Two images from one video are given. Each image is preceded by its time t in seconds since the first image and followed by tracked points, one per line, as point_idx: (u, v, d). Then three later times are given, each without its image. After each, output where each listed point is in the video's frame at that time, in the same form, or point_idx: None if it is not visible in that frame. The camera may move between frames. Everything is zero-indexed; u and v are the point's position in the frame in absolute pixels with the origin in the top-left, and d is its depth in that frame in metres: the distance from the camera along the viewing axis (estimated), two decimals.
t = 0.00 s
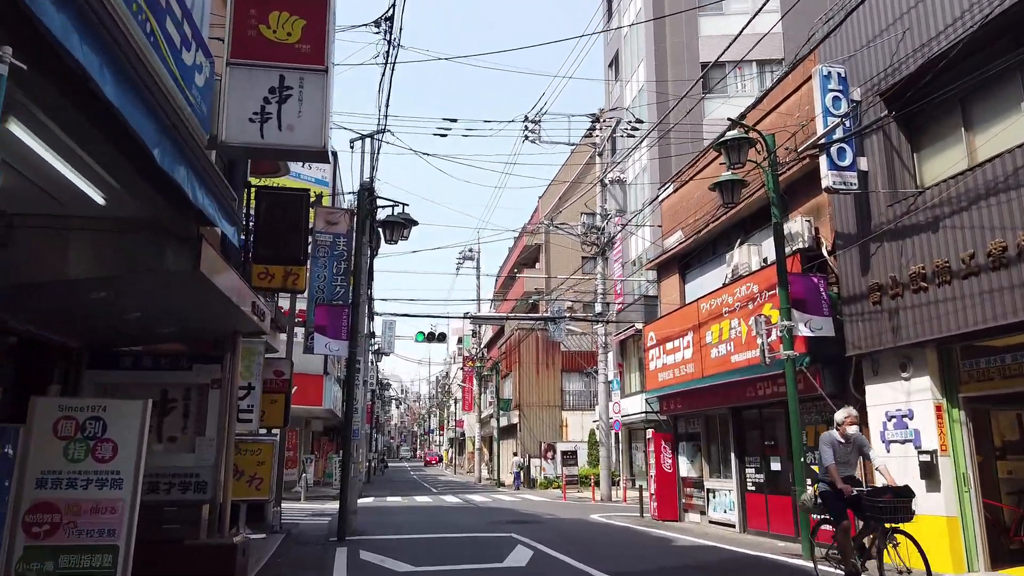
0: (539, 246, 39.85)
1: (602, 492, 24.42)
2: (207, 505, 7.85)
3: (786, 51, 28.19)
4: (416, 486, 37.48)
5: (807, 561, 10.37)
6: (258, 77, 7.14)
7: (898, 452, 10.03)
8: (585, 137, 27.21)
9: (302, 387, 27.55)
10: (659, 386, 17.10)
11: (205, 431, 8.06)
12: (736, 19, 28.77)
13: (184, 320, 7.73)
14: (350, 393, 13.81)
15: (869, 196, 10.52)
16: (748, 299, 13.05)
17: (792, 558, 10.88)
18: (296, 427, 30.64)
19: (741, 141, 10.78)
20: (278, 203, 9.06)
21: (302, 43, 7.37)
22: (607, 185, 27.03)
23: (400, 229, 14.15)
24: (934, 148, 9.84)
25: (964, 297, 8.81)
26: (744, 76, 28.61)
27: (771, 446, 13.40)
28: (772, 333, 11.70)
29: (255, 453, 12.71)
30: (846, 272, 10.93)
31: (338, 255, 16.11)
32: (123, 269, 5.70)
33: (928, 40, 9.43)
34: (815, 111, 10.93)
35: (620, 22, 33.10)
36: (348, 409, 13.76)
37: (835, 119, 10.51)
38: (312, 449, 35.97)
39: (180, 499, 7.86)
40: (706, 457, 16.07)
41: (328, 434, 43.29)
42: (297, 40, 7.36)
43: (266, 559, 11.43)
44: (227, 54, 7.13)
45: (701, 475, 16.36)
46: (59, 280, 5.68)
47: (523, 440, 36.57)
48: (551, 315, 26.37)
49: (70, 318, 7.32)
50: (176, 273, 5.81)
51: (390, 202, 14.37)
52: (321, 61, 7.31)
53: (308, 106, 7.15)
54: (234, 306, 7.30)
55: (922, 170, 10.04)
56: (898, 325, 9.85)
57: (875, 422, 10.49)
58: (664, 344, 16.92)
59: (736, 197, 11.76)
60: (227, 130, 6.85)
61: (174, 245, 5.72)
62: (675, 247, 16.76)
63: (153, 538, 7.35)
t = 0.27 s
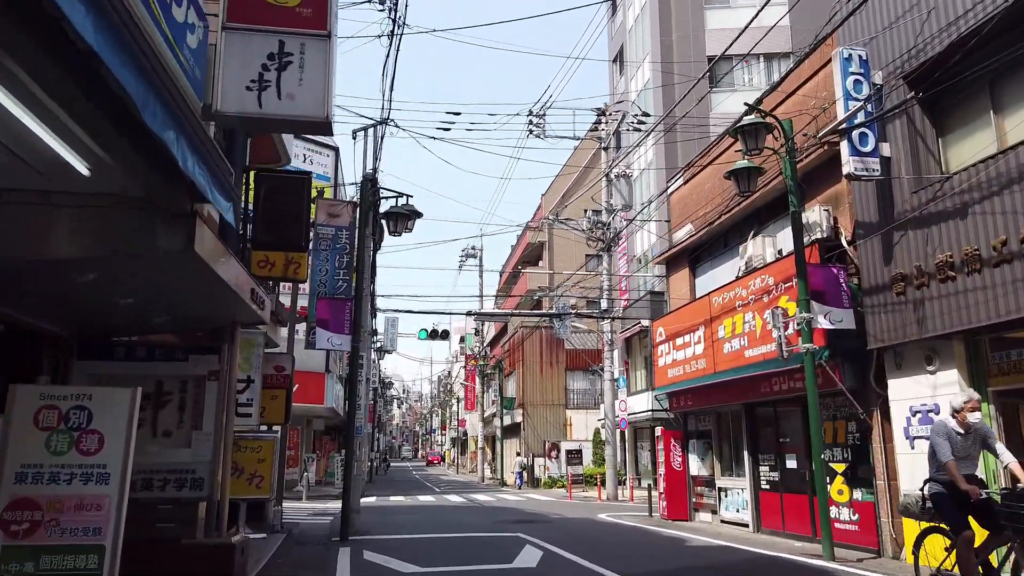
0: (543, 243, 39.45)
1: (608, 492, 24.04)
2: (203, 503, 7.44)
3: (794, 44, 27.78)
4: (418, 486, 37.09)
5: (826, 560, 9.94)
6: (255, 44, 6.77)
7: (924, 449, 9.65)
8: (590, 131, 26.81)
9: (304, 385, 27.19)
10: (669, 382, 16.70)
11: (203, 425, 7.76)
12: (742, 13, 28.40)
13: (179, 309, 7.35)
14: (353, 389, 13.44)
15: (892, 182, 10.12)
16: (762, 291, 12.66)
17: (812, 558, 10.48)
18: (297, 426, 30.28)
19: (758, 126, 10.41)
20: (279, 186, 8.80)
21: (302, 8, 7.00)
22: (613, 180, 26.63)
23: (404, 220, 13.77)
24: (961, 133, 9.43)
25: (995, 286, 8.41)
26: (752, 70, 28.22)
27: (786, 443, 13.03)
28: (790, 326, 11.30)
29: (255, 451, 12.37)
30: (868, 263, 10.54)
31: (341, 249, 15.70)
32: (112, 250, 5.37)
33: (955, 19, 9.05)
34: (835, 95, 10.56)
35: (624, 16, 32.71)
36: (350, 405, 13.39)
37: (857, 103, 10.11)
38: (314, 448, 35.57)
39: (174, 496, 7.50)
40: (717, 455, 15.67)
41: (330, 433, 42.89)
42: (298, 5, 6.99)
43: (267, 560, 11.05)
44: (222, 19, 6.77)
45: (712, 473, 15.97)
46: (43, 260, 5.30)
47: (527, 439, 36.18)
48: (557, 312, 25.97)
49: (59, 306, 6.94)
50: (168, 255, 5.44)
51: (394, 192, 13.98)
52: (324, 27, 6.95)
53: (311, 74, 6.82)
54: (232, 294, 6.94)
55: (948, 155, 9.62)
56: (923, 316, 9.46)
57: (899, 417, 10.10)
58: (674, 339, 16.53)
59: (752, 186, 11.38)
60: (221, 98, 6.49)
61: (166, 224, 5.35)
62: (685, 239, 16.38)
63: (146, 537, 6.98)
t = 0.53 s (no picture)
0: (545, 242, 39.05)
1: (613, 494, 23.68)
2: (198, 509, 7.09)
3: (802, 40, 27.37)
4: (420, 487, 36.69)
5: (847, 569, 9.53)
6: (253, 16, 6.41)
7: (950, 452, 9.26)
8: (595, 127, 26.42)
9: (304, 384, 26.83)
10: (677, 382, 16.32)
11: (197, 427, 7.38)
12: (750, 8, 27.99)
13: (172, 304, 6.97)
14: (355, 389, 13.07)
15: (915, 174, 9.74)
16: (777, 288, 12.29)
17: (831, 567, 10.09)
18: (298, 426, 29.92)
19: (776, 116, 10.02)
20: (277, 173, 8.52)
21: None
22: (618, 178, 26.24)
23: (408, 215, 13.40)
24: (988, 122, 9.06)
25: None
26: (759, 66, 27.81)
27: (800, 445, 12.65)
28: (807, 324, 10.91)
29: (254, 452, 11.98)
30: (890, 258, 10.16)
31: (342, 245, 15.31)
32: (98, 238, 5.00)
33: (983, 3, 8.69)
34: (856, 84, 10.18)
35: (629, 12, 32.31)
36: (352, 405, 13.01)
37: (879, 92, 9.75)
38: (314, 448, 35.18)
39: (167, 502, 7.14)
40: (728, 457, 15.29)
41: (330, 433, 42.52)
42: None
43: (266, 566, 10.67)
44: None
45: (723, 475, 15.59)
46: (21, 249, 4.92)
47: (530, 439, 35.81)
48: (561, 311, 25.58)
49: (44, 300, 6.57)
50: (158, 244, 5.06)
51: (397, 187, 13.60)
52: None
53: (311, 47, 6.44)
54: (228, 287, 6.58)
55: (974, 146, 9.26)
56: (950, 314, 9.08)
57: (923, 418, 9.72)
58: (683, 338, 16.14)
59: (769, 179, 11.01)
60: (215, 76, 6.18)
61: (155, 211, 4.97)
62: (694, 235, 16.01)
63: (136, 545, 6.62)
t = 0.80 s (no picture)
0: (545, 240, 38.65)
1: (616, 494, 23.30)
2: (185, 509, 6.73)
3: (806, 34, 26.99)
4: (418, 487, 36.24)
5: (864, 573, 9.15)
6: None
7: (972, 449, 8.89)
8: (596, 122, 26.03)
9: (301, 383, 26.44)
10: (682, 379, 15.93)
11: (184, 422, 7.00)
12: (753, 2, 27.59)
13: (157, 290, 6.59)
14: (352, 385, 12.67)
15: (936, 160, 9.37)
16: (788, 281, 11.91)
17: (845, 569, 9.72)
18: (295, 425, 29.54)
19: (791, 100, 9.63)
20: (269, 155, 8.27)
21: None
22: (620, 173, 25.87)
23: (407, 206, 13.01)
24: (1012, 105, 8.69)
25: None
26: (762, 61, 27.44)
27: (811, 443, 12.28)
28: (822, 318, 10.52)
29: (248, 451, 11.58)
30: (909, 249, 9.80)
31: (340, 239, 14.93)
32: (72, 211, 4.64)
33: None
34: (873, 68, 9.83)
35: (631, 7, 31.92)
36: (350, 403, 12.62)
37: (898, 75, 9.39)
38: (311, 448, 34.76)
39: (152, 501, 6.79)
40: (734, 456, 14.90)
41: (328, 433, 42.06)
42: None
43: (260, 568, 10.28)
44: None
45: (729, 475, 15.20)
46: None
47: (530, 439, 35.43)
48: (562, 308, 25.20)
49: (20, 285, 6.18)
50: (138, 218, 4.68)
51: (396, 177, 13.21)
52: None
53: (302, 7, 6.13)
54: (216, 270, 6.21)
55: (996, 131, 8.90)
56: (973, 305, 8.71)
57: (943, 414, 9.34)
58: (688, 335, 15.76)
59: (782, 167, 10.64)
60: (199, 33, 5.77)
61: (137, 182, 4.61)
62: (701, 229, 15.63)
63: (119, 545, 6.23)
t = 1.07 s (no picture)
0: (545, 239, 38.29)
1: (618, 495, 22.95)
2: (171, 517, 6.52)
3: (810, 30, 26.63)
4: (416, 488, 35.84)
5: None
6: None
7: (994, 451, 8.54)
8: (598, 118, 25.67)
9: (299, 383, 26.10)
10: (687, 379, 15.58)
11: (172, 425, 6.76)
12: None
13: (143, 285, 6.23)
14: (351, 386, 12.29)
15: (956, 151, 9.02)
16: (799, 278, 11.58)
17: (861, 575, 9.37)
18: (292, 426, 29.19)
19: (806, 89, 9.27)
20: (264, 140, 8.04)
21: None
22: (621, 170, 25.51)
23: (407, 201, 12.64)
24: None
25: None
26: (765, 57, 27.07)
27: (822, 444, 11.93)
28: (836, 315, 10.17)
29: (242, 453, 11.21)
30: (927, 244, 9.45)
31: (337, 235, 14.54)
32: (45, 195, 4.28)
33: None
34: (890, 56, 9.47)
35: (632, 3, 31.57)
36: (348, 403, 12.24)
37: (916, 64, 8.97)
38: (309, 449, 34.40)
39: (133, 509, 6.51)
40: (741, 458, 14.55)
41: (326, 433, 41.70)
42: None
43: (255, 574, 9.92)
44: None
45: (736, 477, 14.86)
46: None
47: (529, 439, 35.08)
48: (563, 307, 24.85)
49: None
50: (117, 201, 4.32)
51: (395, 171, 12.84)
52: None
53: None
54: (204, 262, 5.87)
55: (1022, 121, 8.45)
56: (996, 302, 8.36)
57: (964, 415, 9.00)
58: (694, 334, 15.40)
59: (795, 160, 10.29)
60: None
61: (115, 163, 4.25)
62: (707, 225, 15.29)
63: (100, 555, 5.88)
